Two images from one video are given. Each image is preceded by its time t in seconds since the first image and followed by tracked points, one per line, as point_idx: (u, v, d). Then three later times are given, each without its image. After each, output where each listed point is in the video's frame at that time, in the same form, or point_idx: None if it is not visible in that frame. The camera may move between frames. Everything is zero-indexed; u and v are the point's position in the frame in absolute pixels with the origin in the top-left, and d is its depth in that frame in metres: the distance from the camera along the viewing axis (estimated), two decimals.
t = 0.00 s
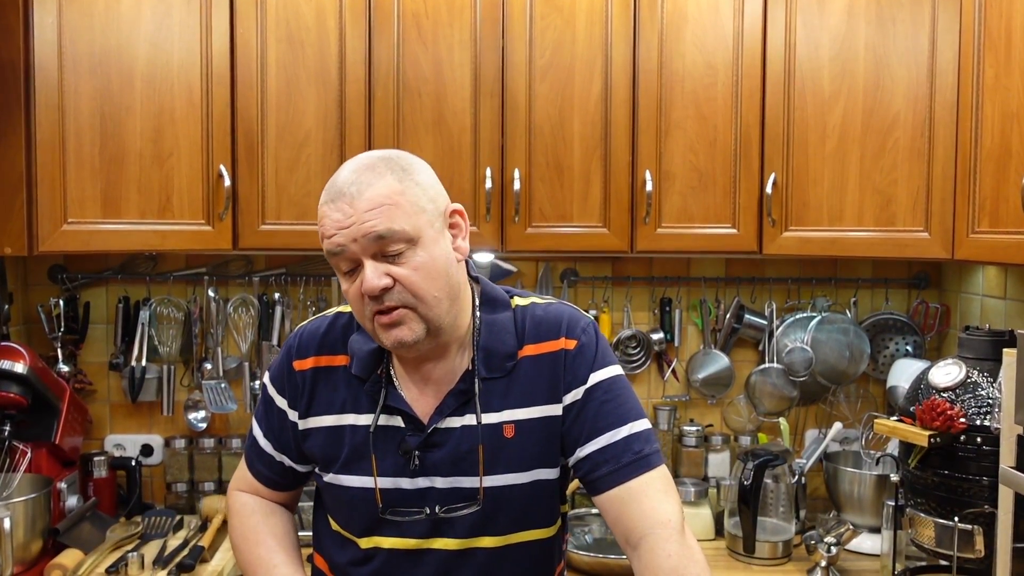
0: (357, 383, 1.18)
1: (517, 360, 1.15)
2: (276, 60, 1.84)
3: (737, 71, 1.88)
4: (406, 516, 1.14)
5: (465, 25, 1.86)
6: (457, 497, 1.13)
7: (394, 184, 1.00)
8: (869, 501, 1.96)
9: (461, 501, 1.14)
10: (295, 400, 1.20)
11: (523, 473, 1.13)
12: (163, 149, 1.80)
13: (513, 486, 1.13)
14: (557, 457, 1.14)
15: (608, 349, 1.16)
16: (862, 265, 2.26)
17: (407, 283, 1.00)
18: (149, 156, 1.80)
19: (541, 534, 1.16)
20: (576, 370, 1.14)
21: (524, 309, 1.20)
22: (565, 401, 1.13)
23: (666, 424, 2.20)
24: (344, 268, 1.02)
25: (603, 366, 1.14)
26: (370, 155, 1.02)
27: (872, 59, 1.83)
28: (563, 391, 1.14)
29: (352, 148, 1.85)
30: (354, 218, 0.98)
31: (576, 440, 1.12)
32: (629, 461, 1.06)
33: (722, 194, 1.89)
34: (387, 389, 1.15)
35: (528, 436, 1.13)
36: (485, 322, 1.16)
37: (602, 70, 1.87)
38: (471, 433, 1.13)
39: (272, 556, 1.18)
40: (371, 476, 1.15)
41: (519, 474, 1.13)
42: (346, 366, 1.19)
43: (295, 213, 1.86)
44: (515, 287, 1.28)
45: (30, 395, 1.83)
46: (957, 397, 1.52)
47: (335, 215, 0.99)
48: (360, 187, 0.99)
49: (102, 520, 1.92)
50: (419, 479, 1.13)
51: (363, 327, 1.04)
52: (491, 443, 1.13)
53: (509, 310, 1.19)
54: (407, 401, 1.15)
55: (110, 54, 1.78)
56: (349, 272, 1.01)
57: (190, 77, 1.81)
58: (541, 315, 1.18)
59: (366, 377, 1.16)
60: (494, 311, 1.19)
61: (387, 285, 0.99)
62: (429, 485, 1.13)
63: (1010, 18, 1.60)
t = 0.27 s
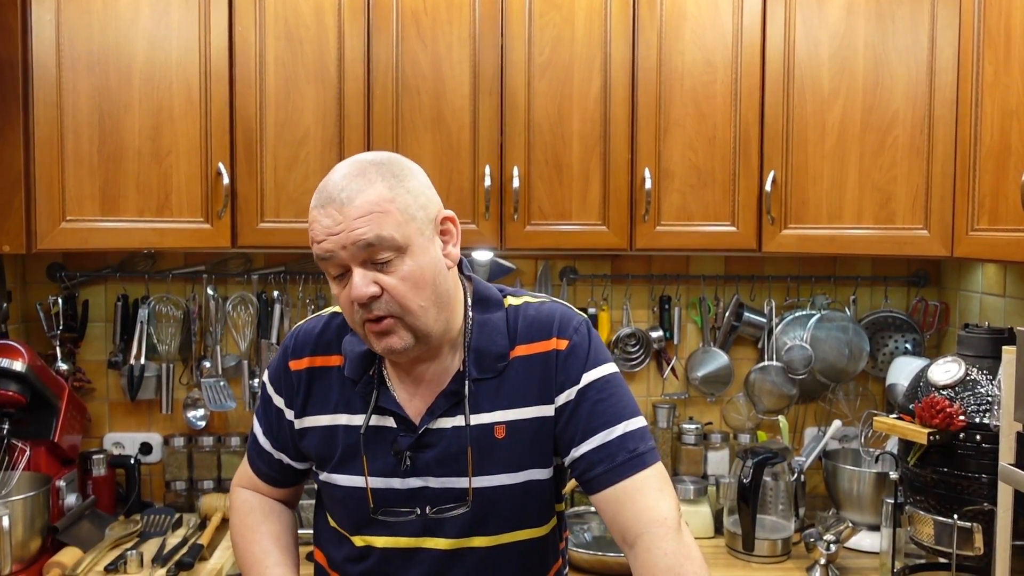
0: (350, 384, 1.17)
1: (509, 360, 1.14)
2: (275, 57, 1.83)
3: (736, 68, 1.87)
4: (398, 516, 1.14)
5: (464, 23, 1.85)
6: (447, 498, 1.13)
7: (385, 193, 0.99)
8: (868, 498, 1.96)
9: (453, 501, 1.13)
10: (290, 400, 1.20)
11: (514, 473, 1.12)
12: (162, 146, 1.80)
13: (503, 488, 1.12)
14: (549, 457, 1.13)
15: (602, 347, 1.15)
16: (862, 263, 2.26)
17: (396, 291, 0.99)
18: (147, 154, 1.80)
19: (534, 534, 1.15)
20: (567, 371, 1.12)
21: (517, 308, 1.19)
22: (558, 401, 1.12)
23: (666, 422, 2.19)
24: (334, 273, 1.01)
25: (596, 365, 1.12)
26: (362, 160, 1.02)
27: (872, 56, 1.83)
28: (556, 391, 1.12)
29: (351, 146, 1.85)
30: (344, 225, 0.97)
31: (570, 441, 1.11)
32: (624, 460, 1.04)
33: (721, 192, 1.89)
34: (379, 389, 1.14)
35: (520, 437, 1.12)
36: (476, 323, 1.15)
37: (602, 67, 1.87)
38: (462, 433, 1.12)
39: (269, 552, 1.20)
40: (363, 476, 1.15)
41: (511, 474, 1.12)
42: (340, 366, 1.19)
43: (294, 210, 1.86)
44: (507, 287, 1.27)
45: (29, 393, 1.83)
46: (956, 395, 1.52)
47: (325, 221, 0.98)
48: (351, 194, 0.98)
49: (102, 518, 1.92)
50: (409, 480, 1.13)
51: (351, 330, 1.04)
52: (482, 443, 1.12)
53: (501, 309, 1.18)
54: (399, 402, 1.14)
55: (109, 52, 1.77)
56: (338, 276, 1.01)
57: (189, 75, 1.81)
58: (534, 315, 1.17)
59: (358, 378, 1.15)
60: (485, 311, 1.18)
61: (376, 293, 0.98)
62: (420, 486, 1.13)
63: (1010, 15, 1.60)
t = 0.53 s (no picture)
0: (358, 363, 1.18)
1: (514, 343, 1.16)
2: (274, 57, 1.83)
3: (736, 68, 1.87)
4: (403, 492, 1.14)
5: (463, 22, 1.85)
6: (452, 472, 1.13)
7: (442, 148, 1.12)
8: (866, 497, 1.97)
9: (458, 476, 1.13)
10: (297, 378, 1.21)
11: (519, 452, 1.13)
12: (161, 145, 1.80)
13: (507, 466, 1.13)
14: (554, 439, 1.14)
15: (607, 336, 1.17)
16: (861, 262, 2.25)
17: (437, 230, 1.07)
18: (147, 153, 1.80)
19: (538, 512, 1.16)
20: (574, 356, 1.14)
21: (523, 296, 1.21)
22: (564, 385, 1.13)
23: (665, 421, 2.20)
24: (380, 209, 1.09)
25: (602, 351, 1.14)
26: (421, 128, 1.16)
27: (870, 56, 1.84)
28: (561, 374, 1.14)
29: (351, 145, 1.85)
30: (405, 159, 1.08)
31: (580, 423, 1.12)
32: (638, 437, 1.07)
33: (720, 191, 1.89)
34: (387, 367, 1.16)
35: (524, 418, 1.13)
36: (482, 305, 1.18)
37: (601, 66, 1.87)
38: (468, 413, 1.13)
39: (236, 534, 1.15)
40: (370, 453, 1.15)
41: (515, 454, 1.13)
42: (348, 347, 1.20)
43: (293, 210, 1.86)
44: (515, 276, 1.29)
45: (29, 392, 1.83)
46: (954, 394, 1.53)
47: (386, 156, 1.09)
48: (414, 137, 1.10)
49: (101, 517, 1.92)
50: (415, 456, 1.14)
51: (377, 270, 1.09)
52: (487, 421, 1.13)
53: (507, 296, 1.20)
54: (406, 377, 1.17)
55: (108, 51, 1.77)
56: (383, 213, 1.09)
57: (188, 74, 1.81)
58: (539, 302, 1.19)
59: (369, 356, 1.17)
60: (491, 296, 1.20)
61: (420, 226, 1.06)
62: (425, 462, 1.13)
63: (1008, 15, 1.60)
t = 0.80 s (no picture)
0: (386, 347, 1.24)
1: (540, 329, 1.23)
2: (274, 56, 1.83)
3: (735, 67, 1.87)
4: (433, 469, 1.19)
5: (463, 22, 1.85)
6: (483, 450, 1.19)
7: (483, 149, 1.18)
8: (865, 496, 1.97)
9: (486, 454, 1.19)
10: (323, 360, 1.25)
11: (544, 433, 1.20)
12: (161, 145, 1.80)
13: (536, 444, 1.20)
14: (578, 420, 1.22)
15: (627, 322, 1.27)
16: (860, 261, 2.25)
17: (476, 231, 1.15)
18: (147, 152, 1.80)
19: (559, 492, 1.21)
20: (604, 341, 1.23)
21: (544, 286, 1.29)
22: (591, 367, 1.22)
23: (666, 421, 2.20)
24: (421, 206, 1.16)
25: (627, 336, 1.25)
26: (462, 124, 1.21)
27: (870, 55, 1.84)
28: (588, 357, 1.23)
29: (350, 144, 1.85)
30: (448, 161, 1.14)
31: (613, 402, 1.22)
32: (670, 407, 1.19)
33: (719, 191, 1.89)
34: (416, 350, 1.21)
35: (551, 399, 1.21)
36: (509, 293, 1.24)
37: (601, 66, 1.87)
38: (496, 393, 1.20)
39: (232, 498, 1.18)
40: (400, 433, 1.20)
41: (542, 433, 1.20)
42: (376, 332, 1.25)
43: (293, 209, 1.86)
44: (535, 272, 1.37)
45: (29, 392, 1.83)
46: (954, 393, 1.53)
47: (429, 155, 1.15)
48: (456, 137, 1.16)
49: (101, 517, 1.92)
50: (445, 435, 1.19)
51: (415, 264, 1.16)
52: (517, 402, 1.20)
53: (529, 285, 1.28)
54: (434, 360, 1.22)
55: (108, 50, 1.77)
56: (424, 210, 1.16)
57: (187, 73, 1.81)
58: (562, 292, 1.27)
59: (397, 340, 1.22)
60: (515, 286, 1.27)
61: (461, 227, 1.14)
62: (454, 441, 1.19)
63: (1008, 14, 1.60)
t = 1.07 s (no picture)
0: (407, 340, 1.25)
1: (558, 320, 1.25)
2: (273, 55, 1.83)
3: (734, 67, 1.87)
4: (454, 459, 1.20)
5: (463, 21, 1.85)
6: (503, 440, 1.20)
7: (500, 156, 1.17)
8: (864, 496, 1.97)
9: (506, 443, 1.20)
10: (344, 353, 1.26)
11: (564, 421, 1.21)
12: (160, 144, 1.80)
13: (554, 433, 1.21)
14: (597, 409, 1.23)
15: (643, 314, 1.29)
16: (859, 261, 2.25)
17: (499, 239, 1.15)
18: (146, 152, 1.80)
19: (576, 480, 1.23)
20: (622, 332, 1.25)
21: (560, 281, 1.30)
22: (610, 358, 1.24)
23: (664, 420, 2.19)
24: (443, 217, 1.16)
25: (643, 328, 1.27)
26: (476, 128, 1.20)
27: (869, 55, 1.84)
28: (607, 348, 1.24)
29: (349, 144, 1.85)
30: (468, 172, 1.14)
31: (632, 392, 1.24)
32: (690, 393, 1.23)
33: (719, 190, 1.89)
34: (436, 343, 1.23)
35: (570, 388, 1.22)
36: (526, 287, 1.26)
37: (600, 66, 1.87)
38: (515, 383, 1.21)
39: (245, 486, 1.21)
40: (423, 423, 1.21)
41: (561, 422, 1.21)
42: (396, 325, 1.26)
43: (292, 209, 1.86)
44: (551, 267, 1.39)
45: (27, 391, 1.83)
46: (953, 393, 1.53)
47: (449, 167, 1.14)
48: (474, 147, 1.15)
49: (99, 516, 1.92)
50: (466, 424, 1.20)
51: (440, 273, 1.17)
52: (536, 391, 1.21)
53: (545, 279, 1.29)
54: (454, 353, 1.23)
55: (107, 50, 1.77)
56: (446, 221, 1.15)
57: (186, 73, 1.80)
58: (578, 286, 1.29)
59: (417, 333, 1.23)
60: (531, 280, 1.29)
61: (485, 238, 1.14)
62: (476, 431, 1.20)
63: (1007, 14, 1.60)
